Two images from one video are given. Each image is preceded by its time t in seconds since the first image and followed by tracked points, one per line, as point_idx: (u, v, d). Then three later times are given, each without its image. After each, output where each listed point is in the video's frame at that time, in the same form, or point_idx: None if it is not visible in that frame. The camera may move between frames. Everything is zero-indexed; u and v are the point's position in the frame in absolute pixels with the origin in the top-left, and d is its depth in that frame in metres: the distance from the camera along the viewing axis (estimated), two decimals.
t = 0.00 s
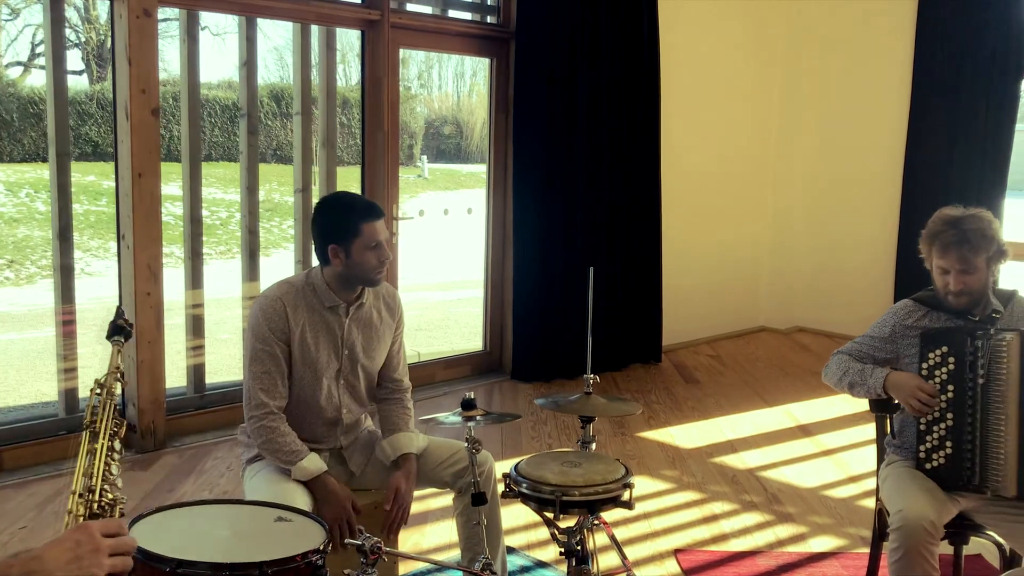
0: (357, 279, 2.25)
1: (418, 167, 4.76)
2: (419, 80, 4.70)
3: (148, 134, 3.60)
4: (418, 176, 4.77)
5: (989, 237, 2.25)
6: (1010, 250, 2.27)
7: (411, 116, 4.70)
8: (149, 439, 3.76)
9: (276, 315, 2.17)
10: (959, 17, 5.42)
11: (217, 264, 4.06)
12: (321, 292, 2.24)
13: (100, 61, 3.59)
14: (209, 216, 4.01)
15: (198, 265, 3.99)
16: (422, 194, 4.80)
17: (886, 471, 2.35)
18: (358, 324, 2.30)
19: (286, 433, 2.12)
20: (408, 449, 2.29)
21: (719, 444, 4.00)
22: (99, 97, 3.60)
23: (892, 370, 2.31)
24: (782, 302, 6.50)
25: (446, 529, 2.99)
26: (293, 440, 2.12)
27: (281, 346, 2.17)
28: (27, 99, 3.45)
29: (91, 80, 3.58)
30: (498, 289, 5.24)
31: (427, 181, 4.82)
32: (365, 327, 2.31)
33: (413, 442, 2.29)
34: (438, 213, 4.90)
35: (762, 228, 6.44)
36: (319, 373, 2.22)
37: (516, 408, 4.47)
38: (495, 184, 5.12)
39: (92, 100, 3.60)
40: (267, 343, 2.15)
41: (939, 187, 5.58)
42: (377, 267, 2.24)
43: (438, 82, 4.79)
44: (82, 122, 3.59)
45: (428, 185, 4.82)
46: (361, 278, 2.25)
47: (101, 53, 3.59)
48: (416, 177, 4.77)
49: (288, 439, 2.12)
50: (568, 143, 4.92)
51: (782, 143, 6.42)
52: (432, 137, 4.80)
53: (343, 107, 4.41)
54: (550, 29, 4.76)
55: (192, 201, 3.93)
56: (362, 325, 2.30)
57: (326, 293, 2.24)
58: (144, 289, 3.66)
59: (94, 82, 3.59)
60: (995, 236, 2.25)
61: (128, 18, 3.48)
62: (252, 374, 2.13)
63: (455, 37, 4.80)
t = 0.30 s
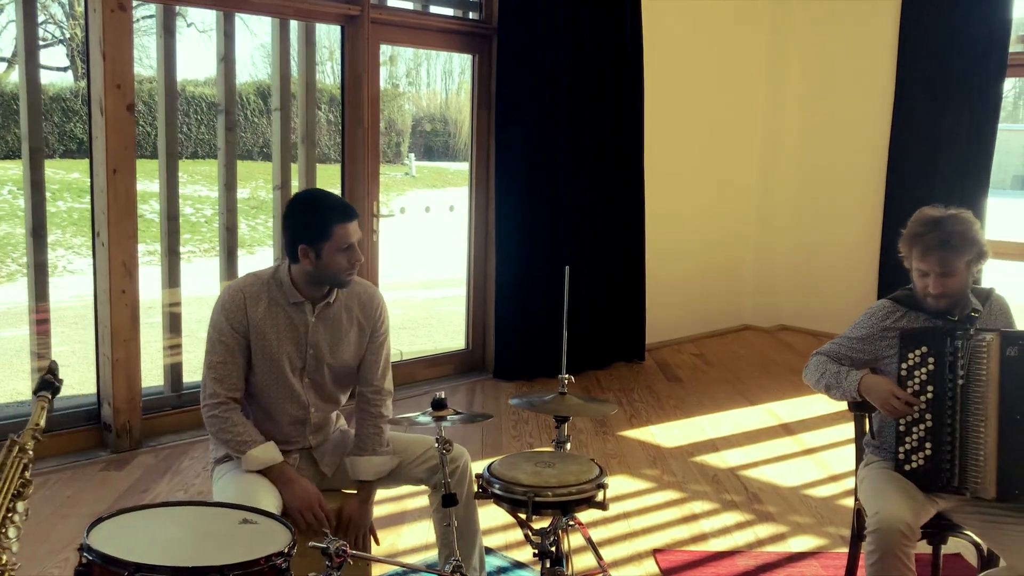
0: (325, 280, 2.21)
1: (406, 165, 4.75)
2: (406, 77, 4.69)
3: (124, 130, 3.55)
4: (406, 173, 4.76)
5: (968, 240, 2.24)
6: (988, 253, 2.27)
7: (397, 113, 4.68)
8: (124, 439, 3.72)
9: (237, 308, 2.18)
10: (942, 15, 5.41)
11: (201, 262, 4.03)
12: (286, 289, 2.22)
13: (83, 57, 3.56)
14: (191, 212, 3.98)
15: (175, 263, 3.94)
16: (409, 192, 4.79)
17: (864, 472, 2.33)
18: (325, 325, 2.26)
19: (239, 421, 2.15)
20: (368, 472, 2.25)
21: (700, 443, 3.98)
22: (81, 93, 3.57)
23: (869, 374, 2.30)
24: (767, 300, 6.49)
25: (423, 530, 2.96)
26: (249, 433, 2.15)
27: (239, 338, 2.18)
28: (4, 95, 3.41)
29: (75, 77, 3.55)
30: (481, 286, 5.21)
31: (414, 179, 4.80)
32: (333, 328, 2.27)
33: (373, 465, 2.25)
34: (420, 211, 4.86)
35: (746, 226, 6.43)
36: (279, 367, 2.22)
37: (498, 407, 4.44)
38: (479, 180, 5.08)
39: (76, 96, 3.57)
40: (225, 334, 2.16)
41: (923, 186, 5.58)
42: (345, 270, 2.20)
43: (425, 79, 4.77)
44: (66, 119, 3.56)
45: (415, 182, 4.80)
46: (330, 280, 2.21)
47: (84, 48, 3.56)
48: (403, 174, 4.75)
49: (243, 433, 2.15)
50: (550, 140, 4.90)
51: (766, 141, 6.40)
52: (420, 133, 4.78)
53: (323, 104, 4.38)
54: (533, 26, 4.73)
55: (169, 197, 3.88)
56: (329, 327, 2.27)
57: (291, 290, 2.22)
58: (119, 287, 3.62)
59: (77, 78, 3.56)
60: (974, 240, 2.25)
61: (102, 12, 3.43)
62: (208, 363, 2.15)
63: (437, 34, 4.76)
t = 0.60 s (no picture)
0: (306, 281, 2.20)
1: (399, 162, 4.75)
2: (399, 73, 4.68)
3: (108, 124, 3.52)
4: (398, 169, 4.75)
5: (940, 231, 2.23)
6: (961, 242, 2.27)
7: (390, 109, 4.67)
8: (108, 436, 3.69)
9: (213, 310, 2.14)
10: (931, 14, 5.40)
11: (190, 258, 4.01)
12: (264, 290, 2.20)
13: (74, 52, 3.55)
14: (182, 209, 3.97)
15: (160, 259, 3.91)
16: (401, 188, 4.78)
17: (847, 471, 2.33)
18: (305, 323, 2.25)
19: (218, 425, 2.11)
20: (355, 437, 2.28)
21: (688, 441, 3.97)
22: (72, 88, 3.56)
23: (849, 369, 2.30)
24: (756, 298, 6.48)
25: (407, 528, 2.94)
26: (229, 435, 2.11)
27: (216, 341, 2.14)
28: None
29: (66, 71, 3.54)
30: (469, 283, 5.18)
31: (407, 176, 4.80)
32: (314, 326, 2.27)
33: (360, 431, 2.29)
34: (408, 208, 4.84)
35: (735, 223, 6.43)
36: (258, 368, 2.20)
37: (485, 404, 4.42)
38: (468, 177, 5.06)
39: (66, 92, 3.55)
40: (202, 338, 2.12)
41: (911, 184, 5.57)
42: (326, 271, 2.19)
43: (418, 76, 4.77)
44: (56, 114, 3.54)
45: (407, 179, 4.80)
46: (310, 281, 2.19)
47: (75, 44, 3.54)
48: (396, 170, 4.75)
49: (224, 434, 2.11)
50: (539, 136, 4.88)
51: (755, 138, 6.40)
52: (412, 129, 4.78)
53: (311, 99, 4.35)
54: (522, 22, 4.71)
55: (154, 192, 3.85)
56: (311, 324, 2.26)
57: (269, 291, 2.20)
58: (103, 282, 3.58)
59: (68, 73, 3.54)
60: (946, 230, 2.24)
61: (85, 6, 3.40)
62: (184, 368, 2.11)
63: (426, 30, 4.73)
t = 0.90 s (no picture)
0: (281, 264, 2.20)
1: (390, 159, 4.73)
2: (391, 70, 4.67)
3: (90, 120, 3.48)
4: (389, 167, 4.73)
5: (923, 229, 2.22)
6: (949, 242, 2.25)
7: (381, 106, 4.65)
8: (90, 435, 3.66)
9: (199, 310, 2.10)
10: (921, 12, 5.40)
11: (178, 255, 4.00)
12: (242, 283, 2.17)
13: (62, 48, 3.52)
14: (172, 206, 3.95)
15: (144, 256, 3.88)
16: (393, 185, 4.77)
17: (830, 471, 2.31)
18: (286, 314, 2.24)
19: (224, 435, 2.06)
20: (327, 434, 2.28)
21: (675, 440, 3.96)
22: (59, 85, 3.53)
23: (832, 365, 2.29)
24: (745, 296, 6.48)
25: (391, 528, 2.91)
26: (232, 441, 2.07)
27: (209, 341, 2.10)
28: None
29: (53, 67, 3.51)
30: (457, 281, 5.16)
31: (398, 173, 4.79)
32: (294, 317, 2.25)
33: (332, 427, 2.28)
34: (395, 205, 4.81)
35: (724, 221, 6.42)
36: (247, 366, 2.17)
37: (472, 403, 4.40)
38: (456, 175, 5.03)
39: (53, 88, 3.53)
40: (194, 340, 2.08)
41: (899, 183, 5.57)
42: (298, 248, 2.20)
43: (410, 73, 4.75)
44: (45, 111, 3.52)
45: (398, 177, 4.79)
46: (284, 263, 2.19)
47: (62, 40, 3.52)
48: (387, 168, 4.73)
49: (225, 439, 2.06)
50: (528, 134, 4.86)
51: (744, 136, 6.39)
52: (402, 126, 4.76)
53: (296, 96, 4.31)
54: (511, 18, 4.68)
55: (137, 189, 3.82)
56: (291, 315, 2.24)
57: (249, 283, 2.17)
58: (85, 280, 3.55)
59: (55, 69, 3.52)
60: (929, 229, 2.23)
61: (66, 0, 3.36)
62: (183, 373, 2.06)
63: (412, 26, 4.70)
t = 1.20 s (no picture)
0: (254, 256, 2.18)
1: (378, 158, 4.71)
2: (380, 69, 4.65)
3: (66, 117, 3.43)
4: (377, 166, 4.71)
5: (899, 223, 2.22)
6: (926, 238, 2.26)
7: (369, 106, 4.63)
8: (67, 435, 3.61)
9: (171, 306, 2.07)
10: (905, 11, 5.40)
11: (162, 255, 3.97)
12: (216, 277, 2.15)
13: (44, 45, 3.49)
14: (156, 205, 3.92)
15: (122, 255, 3.84)
16: (380, 184, 4.75)
17: (812, 470, 2.30)
18: (260, 311, 2.21)
19: (183, 429, 2.04)
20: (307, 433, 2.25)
21: (658, 439, 3.94)
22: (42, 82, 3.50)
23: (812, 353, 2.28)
24: (730, 295, 6.47)
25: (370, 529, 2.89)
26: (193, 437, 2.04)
27: (177, 337, 2.07)
28: None
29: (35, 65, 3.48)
30: (441, 280, 5.13)
31: (386, 172, 4.76)
32: (267, 313, 2.22)
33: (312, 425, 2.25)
34: (378, 204, 4.77)
35: (708, 220, 6.42)
36: (218, 363, 2.13)
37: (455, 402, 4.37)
38: (440, 173, 5.00)
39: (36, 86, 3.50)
40: (160, 336, 2.04)
41: (883, 182, 5.58)
42: (270, 239, 2.18)
43: (398, 72, 4.74)
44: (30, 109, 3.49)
45: (386, 176, 4.77)
46: (256, 254, 2.18)
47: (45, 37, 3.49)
48: (375, 167, 4.71)
49: (187, 436, 2.04)
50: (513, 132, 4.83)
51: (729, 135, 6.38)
52: (390, 125, 4.74)
53: (277, 94, 4.27)
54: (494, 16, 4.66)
55: (114, 187, 3.77)
56: (265, 313, 2.22)
57: (223, 278, 2.16)
58: (61, 279, 3.50)
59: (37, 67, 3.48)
60: (908, 223, 2.23)
61: None
62: (145, 369, 2.02)
63: (394, 24, 4.67)
